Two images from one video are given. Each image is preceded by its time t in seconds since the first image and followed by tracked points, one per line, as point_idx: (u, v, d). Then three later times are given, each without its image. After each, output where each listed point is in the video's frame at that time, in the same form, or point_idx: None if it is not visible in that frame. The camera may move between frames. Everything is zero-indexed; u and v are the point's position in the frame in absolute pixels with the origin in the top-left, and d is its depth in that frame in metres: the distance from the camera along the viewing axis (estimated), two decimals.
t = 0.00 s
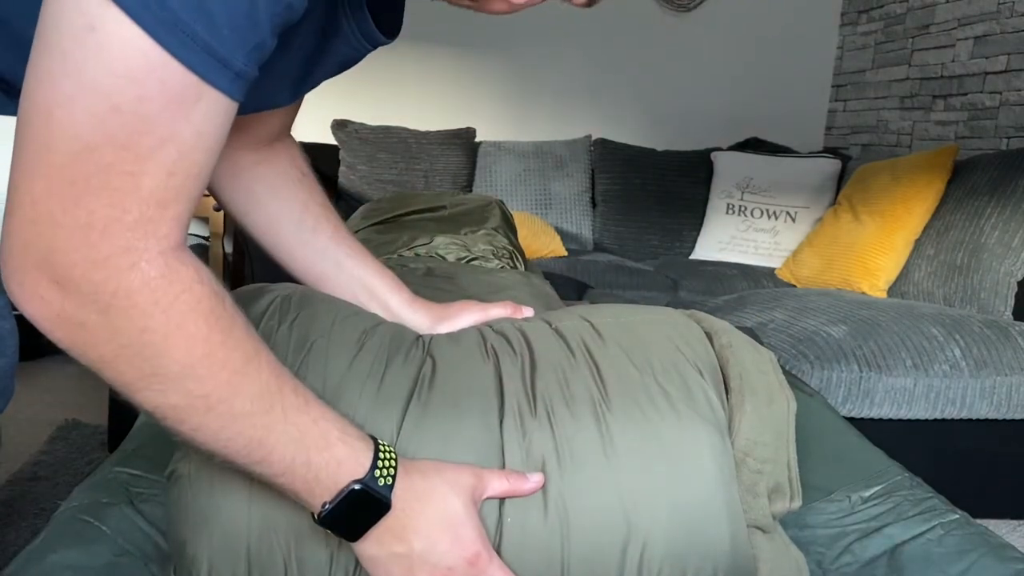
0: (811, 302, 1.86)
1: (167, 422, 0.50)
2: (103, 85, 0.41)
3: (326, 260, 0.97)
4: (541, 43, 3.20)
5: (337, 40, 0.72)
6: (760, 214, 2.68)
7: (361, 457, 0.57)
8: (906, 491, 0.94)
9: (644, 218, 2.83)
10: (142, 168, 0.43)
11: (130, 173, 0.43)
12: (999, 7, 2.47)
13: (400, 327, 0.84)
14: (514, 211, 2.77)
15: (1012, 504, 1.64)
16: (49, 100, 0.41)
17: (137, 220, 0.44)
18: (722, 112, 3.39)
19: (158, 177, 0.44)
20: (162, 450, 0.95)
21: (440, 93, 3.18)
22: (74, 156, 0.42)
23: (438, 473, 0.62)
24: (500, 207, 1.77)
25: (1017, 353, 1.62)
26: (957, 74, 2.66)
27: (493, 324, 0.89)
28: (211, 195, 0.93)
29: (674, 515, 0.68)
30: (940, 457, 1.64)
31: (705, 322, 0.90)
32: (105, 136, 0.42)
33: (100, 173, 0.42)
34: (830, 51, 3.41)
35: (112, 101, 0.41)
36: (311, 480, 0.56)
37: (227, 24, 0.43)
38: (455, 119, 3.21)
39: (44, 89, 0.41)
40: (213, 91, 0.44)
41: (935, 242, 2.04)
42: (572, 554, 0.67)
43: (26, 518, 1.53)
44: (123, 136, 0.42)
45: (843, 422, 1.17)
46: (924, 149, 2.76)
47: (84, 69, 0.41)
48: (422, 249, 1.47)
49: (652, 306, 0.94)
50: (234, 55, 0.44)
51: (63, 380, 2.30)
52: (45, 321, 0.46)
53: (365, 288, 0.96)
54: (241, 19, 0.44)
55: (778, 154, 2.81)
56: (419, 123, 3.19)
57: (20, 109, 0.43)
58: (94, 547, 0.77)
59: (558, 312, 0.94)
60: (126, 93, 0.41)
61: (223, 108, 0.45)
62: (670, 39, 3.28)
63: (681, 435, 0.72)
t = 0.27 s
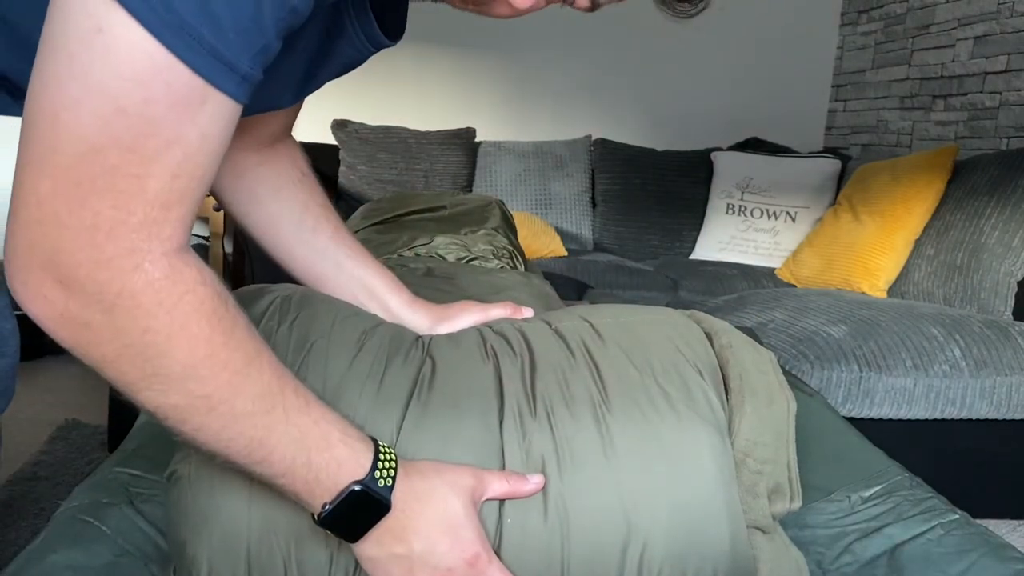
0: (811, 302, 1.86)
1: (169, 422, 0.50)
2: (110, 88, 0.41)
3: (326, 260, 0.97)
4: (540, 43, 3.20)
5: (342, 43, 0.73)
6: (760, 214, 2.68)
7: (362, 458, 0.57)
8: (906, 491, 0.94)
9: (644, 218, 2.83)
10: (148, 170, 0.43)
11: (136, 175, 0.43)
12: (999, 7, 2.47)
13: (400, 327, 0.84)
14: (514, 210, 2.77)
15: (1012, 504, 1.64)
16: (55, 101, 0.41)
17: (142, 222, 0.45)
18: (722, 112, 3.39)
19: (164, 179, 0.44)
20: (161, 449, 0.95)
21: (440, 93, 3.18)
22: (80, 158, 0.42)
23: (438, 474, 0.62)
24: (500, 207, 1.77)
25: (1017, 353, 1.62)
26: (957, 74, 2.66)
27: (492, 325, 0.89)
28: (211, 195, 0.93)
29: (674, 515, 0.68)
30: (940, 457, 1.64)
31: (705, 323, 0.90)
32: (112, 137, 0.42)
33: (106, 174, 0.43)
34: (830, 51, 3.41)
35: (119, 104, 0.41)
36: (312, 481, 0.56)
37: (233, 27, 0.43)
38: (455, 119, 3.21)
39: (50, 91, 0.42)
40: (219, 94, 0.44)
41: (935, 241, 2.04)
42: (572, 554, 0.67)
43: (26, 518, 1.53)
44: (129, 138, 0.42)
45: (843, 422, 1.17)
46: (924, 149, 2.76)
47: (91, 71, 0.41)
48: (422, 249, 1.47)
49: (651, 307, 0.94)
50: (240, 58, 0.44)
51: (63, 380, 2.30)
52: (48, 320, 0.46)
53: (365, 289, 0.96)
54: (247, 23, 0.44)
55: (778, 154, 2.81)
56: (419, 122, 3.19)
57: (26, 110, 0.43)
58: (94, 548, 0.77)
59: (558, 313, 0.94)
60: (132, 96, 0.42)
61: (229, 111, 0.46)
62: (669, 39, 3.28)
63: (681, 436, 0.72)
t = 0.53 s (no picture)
0: (811, 302, 1.86)
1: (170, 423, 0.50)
2: (113, 90, 0.42)
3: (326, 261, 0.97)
4: (541, 43, 3.20)
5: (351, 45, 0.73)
6: (760, 214, 2.68)
7: (364, 460, 0.57)
8: (905, 491, 0.94)
9: (645, 218, 2.83)
10: (150, 170, 0.44)
11: (138, 175, 0.44)
12: (999, 7, 2.47)
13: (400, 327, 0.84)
14: (514, 211, 2.77)
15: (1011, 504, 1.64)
16: (59, 103, 0.42)
17: (143, 222, 0.45)
18: (722, 111, 3.39)
19: (166, 180, 0.45)
20: (160, 449, 0.95)
21: (440, 93, 3.18)
22: (82, 158, 0.42)
23: (439, 475, 0.62)
24: (500, 207, 1.77)
25: (1017, 353, 1.62)
26: (957, 74, 2.66)
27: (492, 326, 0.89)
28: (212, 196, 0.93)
29: (674, 515, 0.69)
30: (940, 457, 1.64)
31: (706, 323, 0.90)
32: (114, 138, 0.43)
33: (109, 175, 0.43)
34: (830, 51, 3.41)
35: (122, 105, 0.42)
36: (312, 483, 0.56)
37: (237, 30, 0.44)
38: (455, 119, 3.21)
39: (54, 93, 0.42)
40: (222, 96, 0.45)
41: (935, 242, 2.04)
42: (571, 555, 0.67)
43: (27, 518, 1.53)
44: (132, 139, 0.43)
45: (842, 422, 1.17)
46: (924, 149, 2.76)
47: (95, 74, 0.41)
48: (422, 249, 1.47)
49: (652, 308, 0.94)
50: (244, 60, 0.45)
51: (63, 380, 2.30)
52: (51, 321, 0.47)
53: (365, 289, 0.96)
54: (251, 26, 0.44)
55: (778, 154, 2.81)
56: (420, 122, 3.19)
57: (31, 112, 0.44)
58: (94, 548, 0.77)
59: (558, 314, 0.94)
60: (135, 98, 0.42)
61: (232, 113, 0.46)
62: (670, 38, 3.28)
63: (681, 436, 0.72)
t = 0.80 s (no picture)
0: (811, 302, 1.86)
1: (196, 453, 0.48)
2: (136, 107, 0.39)
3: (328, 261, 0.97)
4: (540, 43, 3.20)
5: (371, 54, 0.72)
6: (760, 214, 2.68)
7: (384, 503, 0.55)
8: (905, 491, 0.94)
9: (645, 218, 2.83)
10: (177, 191, 0.41)
11: (167, 196, 0.41)
12: (999, 8, 2.47)
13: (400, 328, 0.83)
14: (514, 211, 2.77)
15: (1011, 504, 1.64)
16: (82, 120, 0.39)
17: (171, 245, 0.42)
18: (722, 111, 3.39)
19: (194, 199, 0.42)
20: (160, 449, 0.95)
21: (440, 93, 3.18)
22: (107, 178, 0.40)
23: (459, 513, 0.60)
24: (500, 207, 1.77)
25: (1017, 353, 1.62)
26: (957, 74, 2.66)
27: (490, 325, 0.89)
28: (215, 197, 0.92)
29: (675, 513, 0.68)
30: (940, 458, 1.64)
31: (702, 321, 0.91)
32: (140, 158, 0.40)
33: (135, 197, 0.40)
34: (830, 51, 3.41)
35: (149, 123, 0.39)
36: (334, 515, 0.53)
37: (257, 44, 0.41)
38: (455, 120, 3.21)
39: (79, 110, 0.39)
40: (245, 113, 0.42)
41: (935, 242, 2.04)
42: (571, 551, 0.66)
43: (27, 518, 1.53)
44: (157, 158, 0.40)
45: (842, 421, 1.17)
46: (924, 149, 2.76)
47: (119, 90, 0.39)
48: (422, 249, 1.47)
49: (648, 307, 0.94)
50: (264, 77, 0.42)
51: (64, 379, 2.30)
52: (76, 347, 0.44)
53: (365, 289, 0.96)
54: (274, 41, 0.41)
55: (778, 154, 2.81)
56: (419, 122, 3.19)
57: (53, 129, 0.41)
58: (94, 548, 0.77)
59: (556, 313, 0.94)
60: (161, 116, 0.39)
61: (254, 129, 0.43)
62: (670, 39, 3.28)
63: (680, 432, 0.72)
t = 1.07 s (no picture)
0: (811, 302, 1.86)
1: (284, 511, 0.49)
2: (216, 176, 0.40)
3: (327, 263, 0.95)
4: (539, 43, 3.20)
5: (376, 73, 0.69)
6: (760, 214, 2.68)
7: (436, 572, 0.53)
8: (906, 491, 0.94)
9: (645, 218, 2.83)
10: (261, 257, 0.42)
11: (260, 262, 0.42)
12: (999, 7, 2.47)
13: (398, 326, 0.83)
14: (514, 211, 2.77)
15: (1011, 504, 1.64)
16: (171, 195, 0.40)
17: (263, 309, 0.43)
18: (722, 111, 3.39)
19: (286, 262, 0.43)
20: (160, 447, 0.95)
21: (440, 93, 3.18)
22: (203, 248, 0.41)
23: None
24: (500, 207, 1.77)
25: (1017, 353, 1.62)
26: (957, 74, 2.66)
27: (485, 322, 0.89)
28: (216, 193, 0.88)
29: (673, 504, 0.69)
30: (939, 458, 1.64)
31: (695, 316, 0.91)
32: (227, 227, 0.41)
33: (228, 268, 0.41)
34: (830, 51, 3.41)
35: (237, 193, 0.40)
36: None
37: (307, 103, 0.41)
38: (455, 120, 3.21)
39: (168, 185, 0.40)
40: (310, 170, 0.42)
41: (935, 242, 2.04)
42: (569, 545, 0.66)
43: (26, 518, 1.52)
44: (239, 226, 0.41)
45: (842, 421, 1.17)
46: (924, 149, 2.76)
47: (201, 161, 0.40)
48: (422, 249, 1.47)
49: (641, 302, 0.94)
50: (317, 132, 0.42)
51: (63, 379, 2.30)
52: (190, 404, 0.46)
53: (364, 292, 0.95)
54: (316, 91, 0.41)
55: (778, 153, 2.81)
56: (419, 122, 3.19)
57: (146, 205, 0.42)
58: (93, 547, 0.77)
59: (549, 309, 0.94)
60: (247, 185, 0.40)
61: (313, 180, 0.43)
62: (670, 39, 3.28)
63: (676, 424, 0.72)
